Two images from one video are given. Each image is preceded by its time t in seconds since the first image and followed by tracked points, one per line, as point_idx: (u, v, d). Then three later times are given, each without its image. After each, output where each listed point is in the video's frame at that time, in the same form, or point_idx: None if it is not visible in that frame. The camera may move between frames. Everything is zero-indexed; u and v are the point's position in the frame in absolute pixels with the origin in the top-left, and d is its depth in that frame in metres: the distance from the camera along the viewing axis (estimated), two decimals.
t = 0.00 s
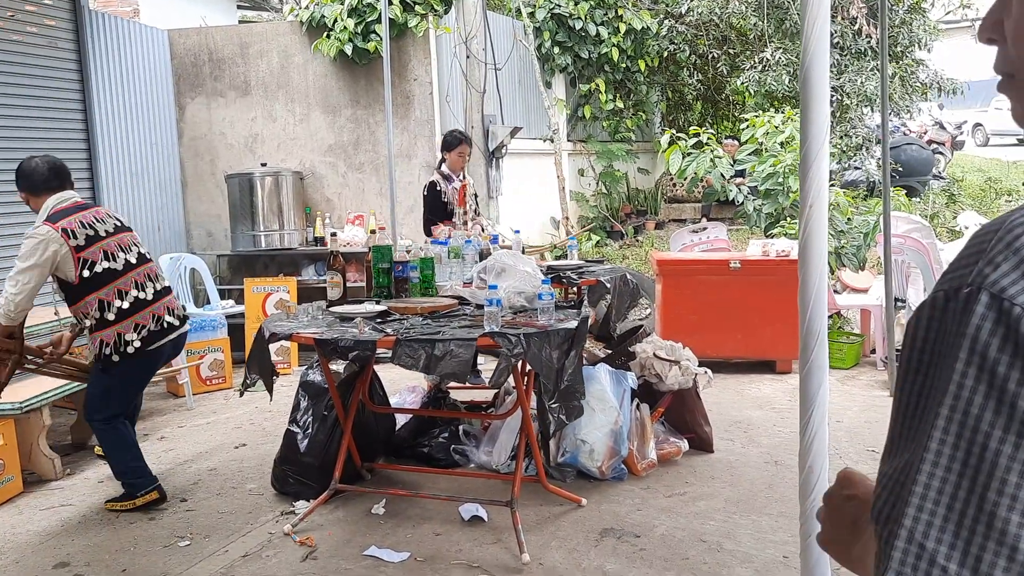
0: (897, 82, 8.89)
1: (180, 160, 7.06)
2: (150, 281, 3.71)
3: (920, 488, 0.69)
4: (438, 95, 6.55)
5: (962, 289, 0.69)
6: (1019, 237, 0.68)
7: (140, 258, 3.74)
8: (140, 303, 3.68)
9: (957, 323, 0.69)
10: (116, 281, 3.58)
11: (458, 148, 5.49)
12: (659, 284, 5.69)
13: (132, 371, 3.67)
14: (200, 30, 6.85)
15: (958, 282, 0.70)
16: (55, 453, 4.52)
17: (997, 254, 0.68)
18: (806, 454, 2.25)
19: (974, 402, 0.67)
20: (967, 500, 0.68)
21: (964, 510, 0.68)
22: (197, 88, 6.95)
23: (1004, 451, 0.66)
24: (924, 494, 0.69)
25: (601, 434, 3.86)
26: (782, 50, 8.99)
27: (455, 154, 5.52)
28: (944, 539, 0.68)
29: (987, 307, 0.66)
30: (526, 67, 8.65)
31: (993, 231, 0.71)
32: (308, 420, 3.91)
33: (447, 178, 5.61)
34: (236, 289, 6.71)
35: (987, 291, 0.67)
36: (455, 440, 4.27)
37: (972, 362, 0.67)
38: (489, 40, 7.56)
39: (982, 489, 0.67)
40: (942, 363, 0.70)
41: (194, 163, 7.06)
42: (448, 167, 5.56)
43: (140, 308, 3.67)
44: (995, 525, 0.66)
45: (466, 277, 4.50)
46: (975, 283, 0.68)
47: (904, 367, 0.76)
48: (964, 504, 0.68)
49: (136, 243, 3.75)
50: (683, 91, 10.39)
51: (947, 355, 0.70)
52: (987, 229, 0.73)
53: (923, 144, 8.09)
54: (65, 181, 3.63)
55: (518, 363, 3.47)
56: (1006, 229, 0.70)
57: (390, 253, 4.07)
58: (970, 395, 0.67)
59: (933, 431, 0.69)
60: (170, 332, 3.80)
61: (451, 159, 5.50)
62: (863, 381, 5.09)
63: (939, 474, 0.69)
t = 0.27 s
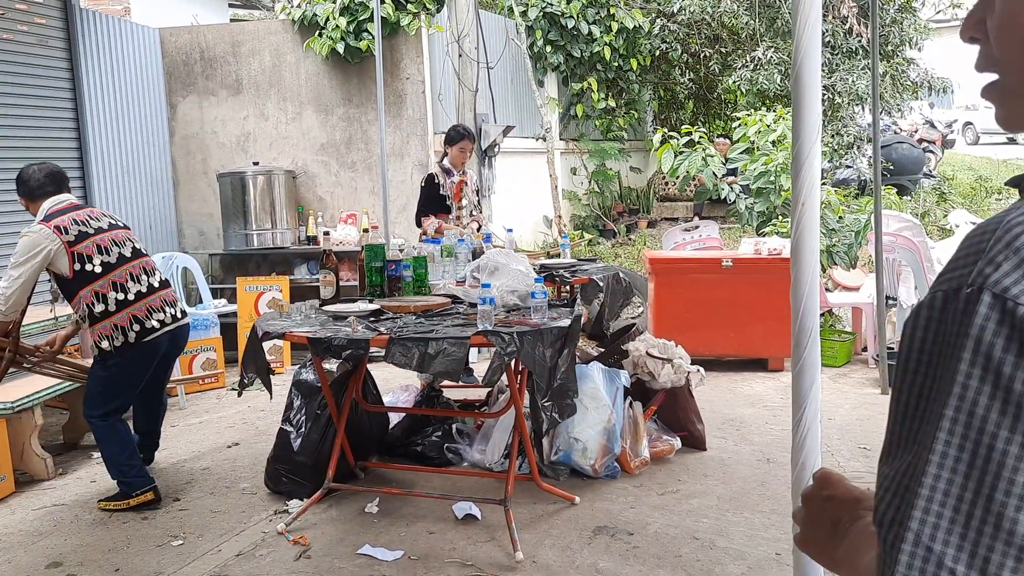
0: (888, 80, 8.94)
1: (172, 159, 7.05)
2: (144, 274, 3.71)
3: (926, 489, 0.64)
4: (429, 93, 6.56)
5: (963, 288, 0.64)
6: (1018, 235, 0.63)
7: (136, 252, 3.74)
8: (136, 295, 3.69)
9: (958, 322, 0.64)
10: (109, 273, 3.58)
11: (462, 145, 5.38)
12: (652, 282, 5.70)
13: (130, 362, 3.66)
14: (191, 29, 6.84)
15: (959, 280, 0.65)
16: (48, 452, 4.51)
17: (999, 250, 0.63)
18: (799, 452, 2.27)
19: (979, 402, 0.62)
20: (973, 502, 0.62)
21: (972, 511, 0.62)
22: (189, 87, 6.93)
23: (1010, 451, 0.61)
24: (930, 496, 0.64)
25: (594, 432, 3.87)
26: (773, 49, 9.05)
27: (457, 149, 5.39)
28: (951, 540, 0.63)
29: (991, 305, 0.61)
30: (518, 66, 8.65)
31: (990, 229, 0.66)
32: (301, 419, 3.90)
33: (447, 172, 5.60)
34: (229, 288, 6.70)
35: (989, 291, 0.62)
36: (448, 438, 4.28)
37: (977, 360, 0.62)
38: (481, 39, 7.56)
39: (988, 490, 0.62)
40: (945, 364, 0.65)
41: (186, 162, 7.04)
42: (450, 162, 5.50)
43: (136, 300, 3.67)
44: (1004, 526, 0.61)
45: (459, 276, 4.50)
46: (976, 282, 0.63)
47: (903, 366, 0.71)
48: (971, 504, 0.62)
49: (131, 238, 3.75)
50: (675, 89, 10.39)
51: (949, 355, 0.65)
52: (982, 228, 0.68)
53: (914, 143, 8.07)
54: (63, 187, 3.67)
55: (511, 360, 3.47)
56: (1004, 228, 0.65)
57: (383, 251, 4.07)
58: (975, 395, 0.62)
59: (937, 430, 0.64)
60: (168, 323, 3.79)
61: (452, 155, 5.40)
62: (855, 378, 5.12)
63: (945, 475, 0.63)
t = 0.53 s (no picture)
0: (883, 82, 9.00)
1: (167, 158, 7.02)
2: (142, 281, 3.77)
3: (925, 493, 0.66)
4: (426, 93, 6.56)
5: (961, 292, 0.66)
6: (1014, 238, 0.64)
7: (144, 258, 3.82)
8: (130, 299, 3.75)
9: (957, 326, 0.66)
10: (106, 273, 3.68)
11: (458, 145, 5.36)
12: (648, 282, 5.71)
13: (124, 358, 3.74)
14: (187, 28, 6.82)
15: (955, 280, 0.67)
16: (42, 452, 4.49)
17: (996, 254, 0.65)
18: (795, 451, 2.27)
19: (978, 405, 0.64)
20: (972, 504, 0.64)
21: (970, 513, 0.64)
22: (184, 86, 6.91)
23: (1009, 454, 0.63)
24: (929, 499, 0.66)
25: (590, 432, 3.88)
26: (769, 50, 9.08)
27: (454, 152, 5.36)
28: (950, 544, 0.65)
29: (988, 309, 0.63)
30: (515, 65, 8.65)
31: (986, 231, 0.68)
32: (297, 418, 3.90)
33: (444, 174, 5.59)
34: (225, 288, 6.68)
35: (988, 290, 0.64)
36: (444, 438, 4.28)
37: (976, 364, 0.64)
38: (478, 39, 7.56)
39: (988, 492, 0.64)
40: (942, 365, 0.67)
41: (181, 161, 7.02)
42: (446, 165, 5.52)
43: (124, 305, 3.72)
44: (1003, 528, 0.63)
45: (455, 275, 4.50)
46: (973, 286, 0.65)
47: (899, 368, 0.72)
48: (970, 507, 0.64)
49: (145, 244, 3.85)
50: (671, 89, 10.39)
51: (947, 357, 0.66)
52: (978, 230, 0.69)
53: (910, 143, 8.14)
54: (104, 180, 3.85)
55: (507, 360, 3.47)
56: (999, 230, 0.66)
57: (379, 251, 4.06)
58: (973, 398, 0.64)
59: (936, 433, 0.66)
60: (156, 331, 3.83)
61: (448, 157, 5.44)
62: (850, 379, 5.13)
63: (945, 478, 0.65)
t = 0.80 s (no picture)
0: (881, 84, 9.00)
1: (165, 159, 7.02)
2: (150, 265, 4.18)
3: (918, 503, 0.66)
4: (424, 95, 6.57)
5: (952, 302, 0.66)
6: (1005, 251, 0.64)
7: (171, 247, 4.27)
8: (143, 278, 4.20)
9: (948, 337, 0.66)
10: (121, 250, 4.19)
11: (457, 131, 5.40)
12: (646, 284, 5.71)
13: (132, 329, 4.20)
14: (185, 29, 6.82)
15: (948, 291, 0.67)
16: (39, 453, 4.49)
17: (987, 265, 0.64)
18: (794, 452, 2.28)
19: (968, 418, 0.64)
20: (963, 515, 0.64)
21: (962, 524, 0.64)
22: (182, 87, 6.91)
23: (998, 467, 0.62)
24: (920, 510, 0.66)
25: (587, 434, 3.88)
26: (767, 52, 9.09)
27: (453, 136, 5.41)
28: (942, 554, 0.64)
29: (979, 321, 0.63)
30: (512, 67, 8.65)
31: (979, 241, 0.67)
32: (295, 420, 3.90)
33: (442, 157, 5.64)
34: (222, 289, 6.68)
35: (977, 304, 0.63)
36: (442, 439, 4.28)
37: (966, 377, 0.63)
38: (476, 41, 7.57)
39: (978, 505, 0.63)
40: (936, 377, 0.67)
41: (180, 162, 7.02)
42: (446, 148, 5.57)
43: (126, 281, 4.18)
44: (996, 540, 0.62)
45: (453, 277, 4.50)
46: (964, 297, 0.64)
47: (892, 377, 0.72)
48: (961, 518, 0.64)
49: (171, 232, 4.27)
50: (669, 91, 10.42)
51: (940, 368, 0.66)
52: (971, 241, 0.69)
53: (907, 146, 8.17)
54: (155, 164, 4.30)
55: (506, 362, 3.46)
56: (991, 243, 0.66)
57: (378, 253, 4.07)
58: (964, 410, 0.64)
59: (929, 445, 0.66)
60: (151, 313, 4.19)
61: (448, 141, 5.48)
62: (847, 381, 5.14)
63: (937, 489, 0.65)
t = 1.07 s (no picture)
0: (880, 86, 8.99)
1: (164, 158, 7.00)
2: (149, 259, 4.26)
3: (894, 500, 0.71)
4: (423, 95, 6.56)
5: (934, 304, 0.70)
6: (988, 253, 0.68)
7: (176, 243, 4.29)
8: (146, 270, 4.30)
9: (928, 338, 0.70)
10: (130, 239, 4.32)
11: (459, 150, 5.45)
12: (644, 285, 5.71)
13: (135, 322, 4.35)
14: (184, 28, 6.81)
15: (931, 294, 0.71)
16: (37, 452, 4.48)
17: (969, 270, 0.68)
18: (793, 453, 2.29)
19: (944, 418, 0.68)
20: (937, 512, 0.69)
21: (935, 521, 0.69)
22: (181, 86, 6.90)
23: (972, 466, 0.67)
24: (895, 506, 0.71)
25: (585, 434, 3.88)
26: (766, 53, 9.07)
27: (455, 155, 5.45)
28: (915, 550, 0.69)
29: (957, 323, 0.67)
30: (511, 68, 8.65)
31: (965, 245, 0.71)
32: (293, 419, 3.90)
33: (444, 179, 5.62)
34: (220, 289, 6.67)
35: (956, 306, 0.67)
36: (440, 440, 4.28)
37: (943, 378, 0.68)
38: (475, 42, 7.56)
39: (951, 501, 0.68)
40: (916, 378, 0.71)
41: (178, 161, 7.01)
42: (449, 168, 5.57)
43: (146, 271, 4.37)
44: (966, 538, 0.67)
45: (452, 277, 4.50)
46: (945, 299, 0.69)
47: (880, 377, 0.77)
48: (934, 515, 0.69)
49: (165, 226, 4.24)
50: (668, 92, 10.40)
51: (920, 370, 0.71)
52: (959, 242, 0.73)
53: (906, 148, 8.15)
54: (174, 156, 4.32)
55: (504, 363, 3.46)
56: (975, 246, 0.69)
57: (376, 253, 4.07)
58: (940, 410, 0.68)
59: (906, 444, 0.71)
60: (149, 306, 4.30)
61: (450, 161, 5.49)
62: (846, 382, 5.13)
63: (911, 485, 0.70)
